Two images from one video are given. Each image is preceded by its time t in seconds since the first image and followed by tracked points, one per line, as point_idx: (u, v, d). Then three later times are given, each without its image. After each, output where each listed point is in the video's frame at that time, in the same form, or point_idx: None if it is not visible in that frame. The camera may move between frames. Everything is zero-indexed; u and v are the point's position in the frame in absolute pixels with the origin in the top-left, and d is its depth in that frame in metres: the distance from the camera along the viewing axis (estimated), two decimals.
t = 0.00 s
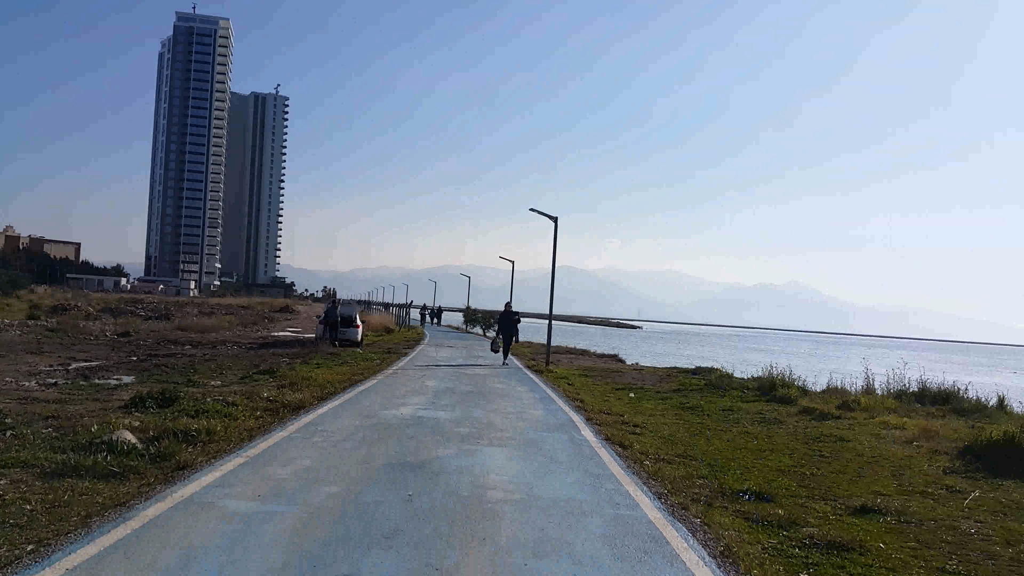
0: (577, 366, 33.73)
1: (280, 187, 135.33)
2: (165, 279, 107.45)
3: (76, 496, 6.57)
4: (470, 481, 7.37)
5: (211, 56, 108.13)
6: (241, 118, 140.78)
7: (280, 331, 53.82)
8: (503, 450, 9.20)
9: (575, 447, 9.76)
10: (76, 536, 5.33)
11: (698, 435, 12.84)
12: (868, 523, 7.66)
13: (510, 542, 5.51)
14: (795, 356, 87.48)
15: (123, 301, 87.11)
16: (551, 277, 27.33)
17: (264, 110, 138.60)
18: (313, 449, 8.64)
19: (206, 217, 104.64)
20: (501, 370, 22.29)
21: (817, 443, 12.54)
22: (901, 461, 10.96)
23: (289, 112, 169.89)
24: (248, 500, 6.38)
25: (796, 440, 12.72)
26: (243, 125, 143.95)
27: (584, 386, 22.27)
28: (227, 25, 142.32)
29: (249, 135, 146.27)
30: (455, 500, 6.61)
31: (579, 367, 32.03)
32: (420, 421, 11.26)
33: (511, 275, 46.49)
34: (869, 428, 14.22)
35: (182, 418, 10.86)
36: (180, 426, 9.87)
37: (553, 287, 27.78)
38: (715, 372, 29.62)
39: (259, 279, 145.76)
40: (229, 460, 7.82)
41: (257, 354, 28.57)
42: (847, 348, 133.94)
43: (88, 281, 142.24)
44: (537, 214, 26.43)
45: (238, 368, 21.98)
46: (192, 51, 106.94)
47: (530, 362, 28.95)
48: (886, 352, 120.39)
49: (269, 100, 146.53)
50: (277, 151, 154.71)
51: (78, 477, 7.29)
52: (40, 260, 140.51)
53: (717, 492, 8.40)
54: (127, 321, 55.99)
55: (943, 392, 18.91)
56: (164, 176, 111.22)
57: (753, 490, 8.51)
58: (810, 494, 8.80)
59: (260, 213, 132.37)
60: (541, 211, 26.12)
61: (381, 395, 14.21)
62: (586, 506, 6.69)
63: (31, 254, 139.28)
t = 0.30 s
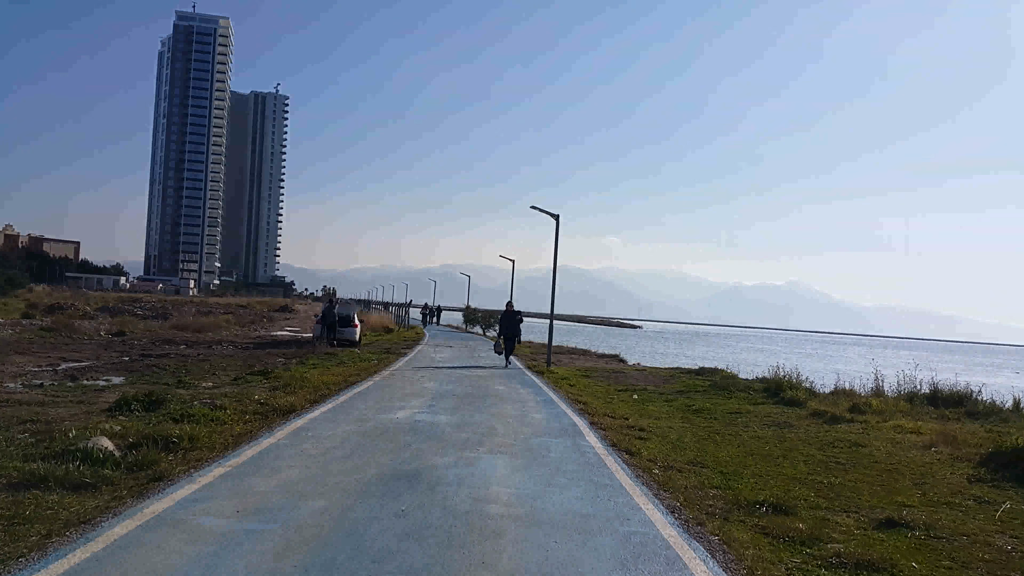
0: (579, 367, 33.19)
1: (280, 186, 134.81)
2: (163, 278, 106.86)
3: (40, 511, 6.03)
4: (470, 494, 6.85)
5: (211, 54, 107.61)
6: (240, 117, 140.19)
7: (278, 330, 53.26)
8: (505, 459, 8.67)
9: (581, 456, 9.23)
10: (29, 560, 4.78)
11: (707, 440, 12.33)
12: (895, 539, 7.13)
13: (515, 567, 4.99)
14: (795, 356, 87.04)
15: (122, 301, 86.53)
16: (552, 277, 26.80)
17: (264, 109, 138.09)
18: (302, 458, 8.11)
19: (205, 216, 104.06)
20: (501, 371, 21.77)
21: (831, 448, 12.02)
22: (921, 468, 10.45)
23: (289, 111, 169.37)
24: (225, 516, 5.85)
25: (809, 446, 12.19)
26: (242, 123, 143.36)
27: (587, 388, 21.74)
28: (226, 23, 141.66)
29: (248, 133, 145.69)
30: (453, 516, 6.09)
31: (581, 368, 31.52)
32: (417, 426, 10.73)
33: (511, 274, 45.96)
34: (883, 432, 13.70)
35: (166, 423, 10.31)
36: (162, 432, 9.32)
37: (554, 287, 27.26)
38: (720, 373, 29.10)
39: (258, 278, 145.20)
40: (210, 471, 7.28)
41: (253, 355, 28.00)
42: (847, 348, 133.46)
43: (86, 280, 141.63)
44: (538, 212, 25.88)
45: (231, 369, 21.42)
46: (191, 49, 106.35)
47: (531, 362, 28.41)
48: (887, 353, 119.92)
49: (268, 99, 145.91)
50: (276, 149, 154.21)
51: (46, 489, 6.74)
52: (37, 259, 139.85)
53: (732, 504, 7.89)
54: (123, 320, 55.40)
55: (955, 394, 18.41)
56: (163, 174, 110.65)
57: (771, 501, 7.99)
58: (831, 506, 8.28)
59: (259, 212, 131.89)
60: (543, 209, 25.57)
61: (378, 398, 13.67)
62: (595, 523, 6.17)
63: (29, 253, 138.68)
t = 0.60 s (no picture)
0: (578, 368, 32.69)
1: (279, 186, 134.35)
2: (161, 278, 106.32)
3: None
4: (456, 509, 6.38)
5: (210, 52, 107.11)
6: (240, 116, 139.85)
7: (275, 330, 52.74)
8: (496, 468, 8.20)
9: (577, 465, 8.78)
10: None
11: (709, 446, 11.85)
12: (911, 556, 6.67)
13: None
14: (795, 357, 86.60)
15: (120, 300, 86.00)
16: (551, 276, 26.31)
17: (263, 108, 137.73)
18: (280, 467, 7.66)
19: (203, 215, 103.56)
20: (498, 373, 21.29)
21: (838, 455, 11.55)
22: (933, 476, 9.98)
23: (288, 109, 168.86)
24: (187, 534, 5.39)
25: (815, 452, 11.72)
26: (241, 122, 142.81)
27: (585, 390, 21.24)
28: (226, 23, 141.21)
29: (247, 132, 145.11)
30: (435, 534, 5.61)
31: (580, 369, 31.02)
32: (407, 432, 10.25)
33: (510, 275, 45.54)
34: (890, 437, 13.23)
35: (142, 428, 9.82)
36: (135, 438, 8.83)
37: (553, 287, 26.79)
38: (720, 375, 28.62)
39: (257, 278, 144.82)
40: (181, 482, 6.80)
41: (245, 355, 27.54)
42: (847, 349, 133.00)
43: (84, 279, 141.10)
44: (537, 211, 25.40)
45: (221, 370, 20.92)
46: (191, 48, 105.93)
47: (529, 364, 27.94)
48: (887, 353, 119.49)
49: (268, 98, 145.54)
50: (276, 149, 153.78)
51: None
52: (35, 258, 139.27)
53: (736, 517, 7.43)
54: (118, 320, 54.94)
55: (963, 398, 17.94)
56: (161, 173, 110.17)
57: (778, 513, 7.52)
58: (842, 519, 7.81)
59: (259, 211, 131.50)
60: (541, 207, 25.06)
61: (368, 401, 13.19)
62: (589, 542, 5.70)
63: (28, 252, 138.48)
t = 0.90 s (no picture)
0: (574, 368, 32.24)
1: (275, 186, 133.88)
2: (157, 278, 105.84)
3: None
4: (434, 521, 5.92)
5: (206, 52, 106.62)
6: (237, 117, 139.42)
7: (269, 331, 52.20)
8: (481, 475, 7.74)
9: (566, 471, 8.30)
10: None
11: (707, 450, 11.37)
12: (924, 569, 6.21)
13: None
14: (793, 356, 86.25)
15: (114, 301, 85.49)
16: (545, 275, 25.84)
17: (260, 108, 137.27)
18: (251, 475, 7.18)
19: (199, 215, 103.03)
20: (491, 374, 20.84)
21: (840, 458, 11.09)
22: (941, 480, 9.52)
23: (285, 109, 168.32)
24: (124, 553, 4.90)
25: (817, 455, 11.28)
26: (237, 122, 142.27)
27: (581, 391, 20.76)
28: (222, 23, 140.78)
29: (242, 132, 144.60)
30: (407, 551, 5.16)
31: (576, 369, 30.53)
32: (391, 436, 9.78)
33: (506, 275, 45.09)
34: (894, 439, 12.77)
35: (111, 433, 9.34)
36: (101, 444, 8.36)
37: (548, 286, 26.34)
38: (717, 374, 28.17)
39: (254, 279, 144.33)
40: (140, 493, 6.33)
41: (236, 356, 27.07)
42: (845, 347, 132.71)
43: (80, 280, 140.57)
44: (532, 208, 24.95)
45: (207, 372, 20.43)
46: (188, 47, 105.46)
47: (524, 364, 27.48)
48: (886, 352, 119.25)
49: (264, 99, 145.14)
50: (273, 149, 153.33)
51: None
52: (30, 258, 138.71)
53: (735, 528, 6.95)
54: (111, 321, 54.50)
55: (967, 398, 17.49)
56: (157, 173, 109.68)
57: (781, 523, 7.06)
58: (849, 529, 7.34)
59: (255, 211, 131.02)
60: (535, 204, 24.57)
61: (354, 404, 12.69)
62: (576, 558, 5.24)
63: (24, 254, 138.10)
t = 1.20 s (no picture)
0: (572, 369, 31.75)
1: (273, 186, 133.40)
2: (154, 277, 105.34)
3: None
4: (412, 539, 5.45)
5: (205, 51, 106.18)
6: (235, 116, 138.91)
7: (264, 331, 51.72)
8: (468, 486, 7.26)
9: (558, 481, 7.82)
10: None
11: (708, 456, 10.89)
12: None
13: None
14: (792, 357, 85.82)
15: (110, 300, 84.93)
16: (543, 275, 25.36)
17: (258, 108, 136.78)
18: (219, 487, 6.69)
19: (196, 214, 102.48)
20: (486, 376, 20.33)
21: (846, 465, 10.61)
22: (954, 490, 9.05)
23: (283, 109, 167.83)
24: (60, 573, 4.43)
25: (823, 462, 10.80)
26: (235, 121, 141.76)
27: (578, 393, 20.27)
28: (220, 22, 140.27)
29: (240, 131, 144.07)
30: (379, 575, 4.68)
31: (573, 370, 30.06)
32: (376, 442, 9.28)
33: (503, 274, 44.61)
34: (902, 445, 12.29)
35: (79, 440, 8.83)
36: (64, 451, 7.86)
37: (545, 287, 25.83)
38: (717, 376, 27.71)
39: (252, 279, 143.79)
40: (94, 508, 5.84)
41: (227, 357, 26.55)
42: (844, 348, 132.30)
43: (77, 279, 140.08)
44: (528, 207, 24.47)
45: (195, 374, 19.95)
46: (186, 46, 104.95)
47: (521, 365, 26.99)
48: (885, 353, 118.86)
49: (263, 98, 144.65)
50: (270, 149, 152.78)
51: None
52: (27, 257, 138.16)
53: (738, 544, 6.47)
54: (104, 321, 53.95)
55: (975, 401, 17.00)
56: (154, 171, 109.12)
57: (787, 538, 6.59)
58: (860, 544, 6.87)
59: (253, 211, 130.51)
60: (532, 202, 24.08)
61: (341, 408, 12.20)
62: None
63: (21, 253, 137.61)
